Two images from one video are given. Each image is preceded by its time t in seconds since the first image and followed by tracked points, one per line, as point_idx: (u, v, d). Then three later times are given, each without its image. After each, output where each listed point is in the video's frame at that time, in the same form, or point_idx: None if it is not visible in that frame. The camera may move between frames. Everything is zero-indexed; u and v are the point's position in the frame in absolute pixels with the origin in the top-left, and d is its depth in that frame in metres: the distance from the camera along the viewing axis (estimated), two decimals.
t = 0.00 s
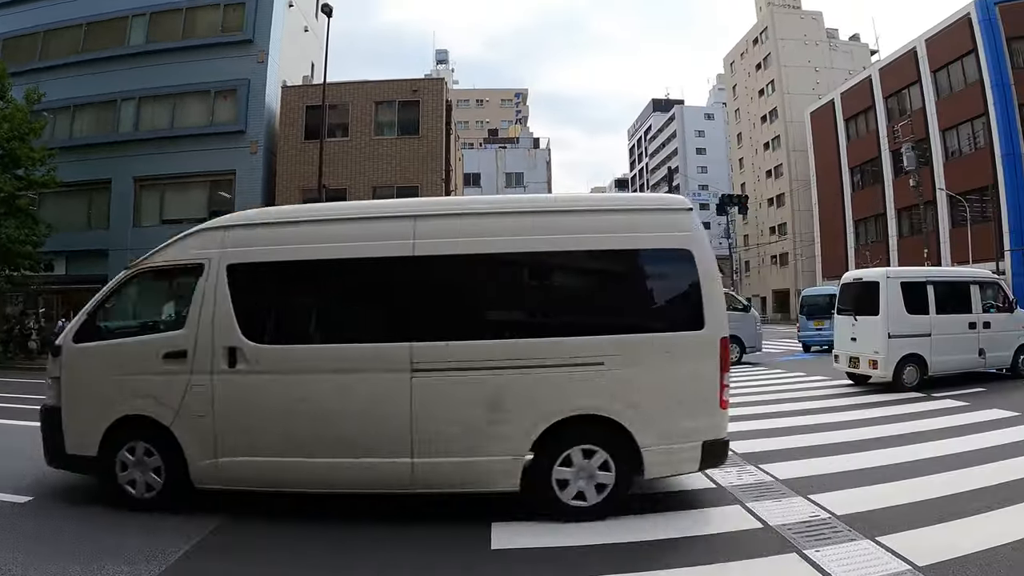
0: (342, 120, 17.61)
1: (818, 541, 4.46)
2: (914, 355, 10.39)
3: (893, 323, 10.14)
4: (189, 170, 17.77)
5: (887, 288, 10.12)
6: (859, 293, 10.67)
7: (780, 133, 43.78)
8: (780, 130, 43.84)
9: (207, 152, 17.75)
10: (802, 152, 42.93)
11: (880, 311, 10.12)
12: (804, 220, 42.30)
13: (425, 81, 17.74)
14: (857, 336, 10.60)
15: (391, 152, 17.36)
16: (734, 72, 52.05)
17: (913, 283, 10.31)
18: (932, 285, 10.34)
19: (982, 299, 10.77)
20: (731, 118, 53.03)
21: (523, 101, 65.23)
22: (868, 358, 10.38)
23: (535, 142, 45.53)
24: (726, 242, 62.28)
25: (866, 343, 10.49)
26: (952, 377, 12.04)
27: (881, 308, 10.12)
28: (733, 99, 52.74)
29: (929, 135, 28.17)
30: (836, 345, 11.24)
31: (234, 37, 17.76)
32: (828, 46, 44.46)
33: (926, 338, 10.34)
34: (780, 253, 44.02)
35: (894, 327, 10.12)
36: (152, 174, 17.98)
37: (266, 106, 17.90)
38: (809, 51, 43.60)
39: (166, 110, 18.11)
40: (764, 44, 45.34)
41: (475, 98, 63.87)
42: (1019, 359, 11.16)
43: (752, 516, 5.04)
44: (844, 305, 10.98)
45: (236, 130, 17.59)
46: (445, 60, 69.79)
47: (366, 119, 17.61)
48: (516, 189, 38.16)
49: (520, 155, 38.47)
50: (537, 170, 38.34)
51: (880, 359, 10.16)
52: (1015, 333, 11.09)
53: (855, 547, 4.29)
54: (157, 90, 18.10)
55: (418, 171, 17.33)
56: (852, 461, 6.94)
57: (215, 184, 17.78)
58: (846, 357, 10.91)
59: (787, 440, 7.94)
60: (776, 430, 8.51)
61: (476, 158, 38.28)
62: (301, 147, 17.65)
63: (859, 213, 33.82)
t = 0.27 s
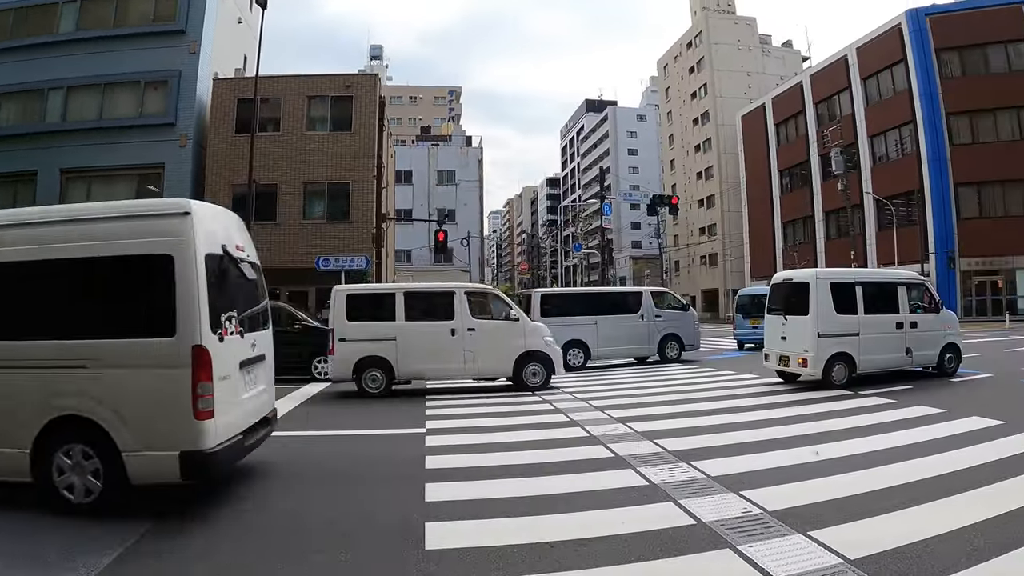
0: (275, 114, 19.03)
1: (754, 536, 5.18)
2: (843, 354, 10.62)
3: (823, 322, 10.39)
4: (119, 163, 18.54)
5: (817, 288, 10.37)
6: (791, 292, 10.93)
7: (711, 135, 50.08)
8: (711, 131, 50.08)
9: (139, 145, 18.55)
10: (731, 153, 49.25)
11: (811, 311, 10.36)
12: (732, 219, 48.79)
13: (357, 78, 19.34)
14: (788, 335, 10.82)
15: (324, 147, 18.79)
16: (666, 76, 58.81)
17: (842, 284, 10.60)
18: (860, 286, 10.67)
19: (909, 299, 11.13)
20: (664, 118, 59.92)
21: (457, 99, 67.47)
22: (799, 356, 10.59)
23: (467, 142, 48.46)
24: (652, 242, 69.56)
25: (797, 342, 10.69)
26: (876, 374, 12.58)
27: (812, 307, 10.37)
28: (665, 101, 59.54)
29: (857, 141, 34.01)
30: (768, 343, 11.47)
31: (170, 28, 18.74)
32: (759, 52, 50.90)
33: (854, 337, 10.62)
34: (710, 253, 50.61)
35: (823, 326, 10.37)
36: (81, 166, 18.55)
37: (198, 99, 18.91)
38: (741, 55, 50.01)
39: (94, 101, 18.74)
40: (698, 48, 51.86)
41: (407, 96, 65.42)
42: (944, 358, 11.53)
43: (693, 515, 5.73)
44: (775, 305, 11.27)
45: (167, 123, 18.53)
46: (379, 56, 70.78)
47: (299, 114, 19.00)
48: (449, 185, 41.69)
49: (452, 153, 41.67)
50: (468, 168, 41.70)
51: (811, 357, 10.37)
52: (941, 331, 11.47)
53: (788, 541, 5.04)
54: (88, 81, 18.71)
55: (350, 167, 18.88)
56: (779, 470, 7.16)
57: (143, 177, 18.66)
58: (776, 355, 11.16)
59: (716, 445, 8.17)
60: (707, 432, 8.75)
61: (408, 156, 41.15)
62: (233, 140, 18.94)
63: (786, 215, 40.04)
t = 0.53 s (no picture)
0: (202, 109, 18.84)
1: (684, 535, 5.34)
2: (771, 355, 10.88)
3: (751, 325, 10.62)
4: (44, 155, 17.97)
5: (746, 290, 10.63)
6: (721, 295, 11.18)
7: (643, 141, 51.03)
8: (642, 138, 51.17)
9: (66, 138, 18.08)
10: (660, 159, 50.64)
11: (739, 313, 10.60)
12: (660, 224, 50.53)
13: (290, 74, 19.20)
14: (717, 337, 11.04)
15: (253, 144, 18.69)
16: (598, 81, 60.32)
17: (770, 287, 10.90)
18: (788, 290, 11.01)
19: (835, 303, 11.49)
20: (595, 122, 60.79)
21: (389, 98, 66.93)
22: (728, 358, 10.79)
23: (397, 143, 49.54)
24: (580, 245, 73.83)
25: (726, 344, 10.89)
26: (803, 374, 13.05)
27: (740, 310, 10.60)
28: (595, 105, 61.17)
29: (786, 148, 35.08)
30: (697, 345, 11.68)
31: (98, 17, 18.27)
32: (692, 59, 52.03)
33: (782, 339, 10.91)
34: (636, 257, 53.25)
35: (751, 328, 10.60)
36: (5, 159, 17.98)
37: (126, 92, 18.50)
38: (674, 62, 51.35)
39: (20, 89, 18.23)
40: (629, 54, 52.88)
41: (339, 95, 65.69)
42: (870, 359, 11.96)
43: (624, 515, 5.88)
44: (705, 308, 11.52)
45: (92, 116, 18.08)
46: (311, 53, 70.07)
47: (227, 111, 18.84)
48: (379, 185, 45.35)
49: (382, 155, 45.33)
50: (397, 169, 45.70)
51: (739, 358, 10.57)
52: (867, 334, 11.88)
53: (717, 539, 5.21)
54: (10, 69, 18.12)
55: (280, 167, 18.76)
56: (709, 469, 7.30)
57: (69, 172, 18.14)
58: (706, 357, 11.38)
59: (648, 445, 8.28)
60: (639, 432, 8.87)
61: (338, 157, 44.46)
62: (161, 134, 18.61)
63: (713, 221, 41.11)
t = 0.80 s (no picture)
0: (128, 106, 18.59)
1: (612, 535, 5.24)
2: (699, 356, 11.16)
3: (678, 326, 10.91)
4: None
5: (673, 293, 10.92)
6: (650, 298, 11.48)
7: (570, 145, 53.81)
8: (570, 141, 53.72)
9: None
10: (588, 162, 54.07)
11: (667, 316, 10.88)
12: (586, 228, 53.76)
13: (218, 72, 19.25)
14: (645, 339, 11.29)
15: (179, 142, 18.57)
16: (528, 83, 62.23)
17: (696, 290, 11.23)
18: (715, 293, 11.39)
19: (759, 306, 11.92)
20: (524, 126, 63.81)
21: (318, 99, 66.60)
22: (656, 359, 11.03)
23: (325, 143, 49.50)
24: (507, 248, 73.13)
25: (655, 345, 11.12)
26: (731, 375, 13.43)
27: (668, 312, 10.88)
28: (525, 108, 63.34)
29: (712, 154, 38.45)
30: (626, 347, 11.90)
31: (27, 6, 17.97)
32: (619, 65, 55.41)
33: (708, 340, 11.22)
34: (565, 260, 55.57)
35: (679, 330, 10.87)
36: None
37: (49, 85, 18.02)
38: (602, 68, 54.37)
39: None
40: (560, 58, 55.58)
41: (267, 93, 64.44)
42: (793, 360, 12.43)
43: (552, 516, 5.72)
44: (634, 310, 11.78)
45: (15, 111, 17.62)
46: (241, 50, 68.69)
47: (153, 108, 18.65)
48: (306, 186, 45.28)
49: (310, 155, 45.27)
50: (325, 170, 45.72)
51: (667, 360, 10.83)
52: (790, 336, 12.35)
53: (645, 538, 5.15)
54: None
55: (205, 165, 18.65)
56: (639, 468, 7.26)
57: None
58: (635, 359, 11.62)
59: (581, 445, 8.23)
60: (572, 433, 8.82)
61: (265, 156, 44.20)
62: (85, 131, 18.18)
63: (641, 224, 44.31)
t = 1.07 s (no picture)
0: (86, 104, 18.30)
1: (573, 532, 5.19)
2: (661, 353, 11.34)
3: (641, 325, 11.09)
4: None
5: (635, 292, 11.07)
6: (613, 297, 11.59)
7: (531, 144, 54.14)
8: (531, 140, 54.09)
9: None
10: (549, 162, 54.39)
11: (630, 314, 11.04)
12: (547, 227, 54.20)
13: (177, 70, 19.07)
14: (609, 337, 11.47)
15: (140, 142, 18.41)
16: (490, 83, 62.21)
17: (659, 289, 11.38)
18: (677, 291, 11.55)
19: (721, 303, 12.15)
20: (484, 125, 63.81)
21: (278, 97, 65.79)
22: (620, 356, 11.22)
23: (286, 142, 48.99)
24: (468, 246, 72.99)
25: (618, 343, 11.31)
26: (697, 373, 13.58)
27: (631, 311, 11.04)
28: (486, 107, 63.26)
29: (672, 152, 38.86)
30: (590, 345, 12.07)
31: None
32: (582, 65, 55.93)
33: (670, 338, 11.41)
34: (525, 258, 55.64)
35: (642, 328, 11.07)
36: None
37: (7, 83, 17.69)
38: (563, 67, 54.61)
39: None
40: (522, 58, 55.67)
41: (227, 91, 63.44)
42: (755, 356, 12.69)
43: (513, 515, 5.62)
44: (597, 308, 11.90)
45: None
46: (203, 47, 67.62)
47: (112, 106, 18.40)
48: (266, 185, 44.88)
49: (270, 153, 44.84)
50: (285, 169, 45.30)
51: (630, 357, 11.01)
52: (753, 331, 12.62)
53: (606, 535, 5.10)
54: None
55: (166, 164, 18.53)
56: (604, 465, 7.28)
57: None
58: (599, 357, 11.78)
59: (548, 443, 8.23)
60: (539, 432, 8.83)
61: (224, 155, 43.64)
62: (42, 131, 17.95)
63: (602, 223, 44.81)
